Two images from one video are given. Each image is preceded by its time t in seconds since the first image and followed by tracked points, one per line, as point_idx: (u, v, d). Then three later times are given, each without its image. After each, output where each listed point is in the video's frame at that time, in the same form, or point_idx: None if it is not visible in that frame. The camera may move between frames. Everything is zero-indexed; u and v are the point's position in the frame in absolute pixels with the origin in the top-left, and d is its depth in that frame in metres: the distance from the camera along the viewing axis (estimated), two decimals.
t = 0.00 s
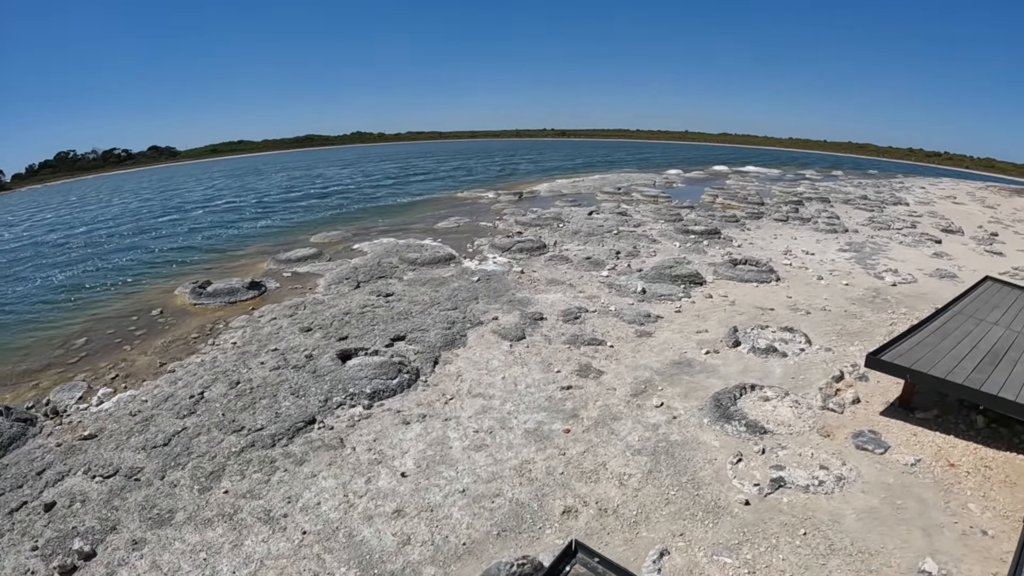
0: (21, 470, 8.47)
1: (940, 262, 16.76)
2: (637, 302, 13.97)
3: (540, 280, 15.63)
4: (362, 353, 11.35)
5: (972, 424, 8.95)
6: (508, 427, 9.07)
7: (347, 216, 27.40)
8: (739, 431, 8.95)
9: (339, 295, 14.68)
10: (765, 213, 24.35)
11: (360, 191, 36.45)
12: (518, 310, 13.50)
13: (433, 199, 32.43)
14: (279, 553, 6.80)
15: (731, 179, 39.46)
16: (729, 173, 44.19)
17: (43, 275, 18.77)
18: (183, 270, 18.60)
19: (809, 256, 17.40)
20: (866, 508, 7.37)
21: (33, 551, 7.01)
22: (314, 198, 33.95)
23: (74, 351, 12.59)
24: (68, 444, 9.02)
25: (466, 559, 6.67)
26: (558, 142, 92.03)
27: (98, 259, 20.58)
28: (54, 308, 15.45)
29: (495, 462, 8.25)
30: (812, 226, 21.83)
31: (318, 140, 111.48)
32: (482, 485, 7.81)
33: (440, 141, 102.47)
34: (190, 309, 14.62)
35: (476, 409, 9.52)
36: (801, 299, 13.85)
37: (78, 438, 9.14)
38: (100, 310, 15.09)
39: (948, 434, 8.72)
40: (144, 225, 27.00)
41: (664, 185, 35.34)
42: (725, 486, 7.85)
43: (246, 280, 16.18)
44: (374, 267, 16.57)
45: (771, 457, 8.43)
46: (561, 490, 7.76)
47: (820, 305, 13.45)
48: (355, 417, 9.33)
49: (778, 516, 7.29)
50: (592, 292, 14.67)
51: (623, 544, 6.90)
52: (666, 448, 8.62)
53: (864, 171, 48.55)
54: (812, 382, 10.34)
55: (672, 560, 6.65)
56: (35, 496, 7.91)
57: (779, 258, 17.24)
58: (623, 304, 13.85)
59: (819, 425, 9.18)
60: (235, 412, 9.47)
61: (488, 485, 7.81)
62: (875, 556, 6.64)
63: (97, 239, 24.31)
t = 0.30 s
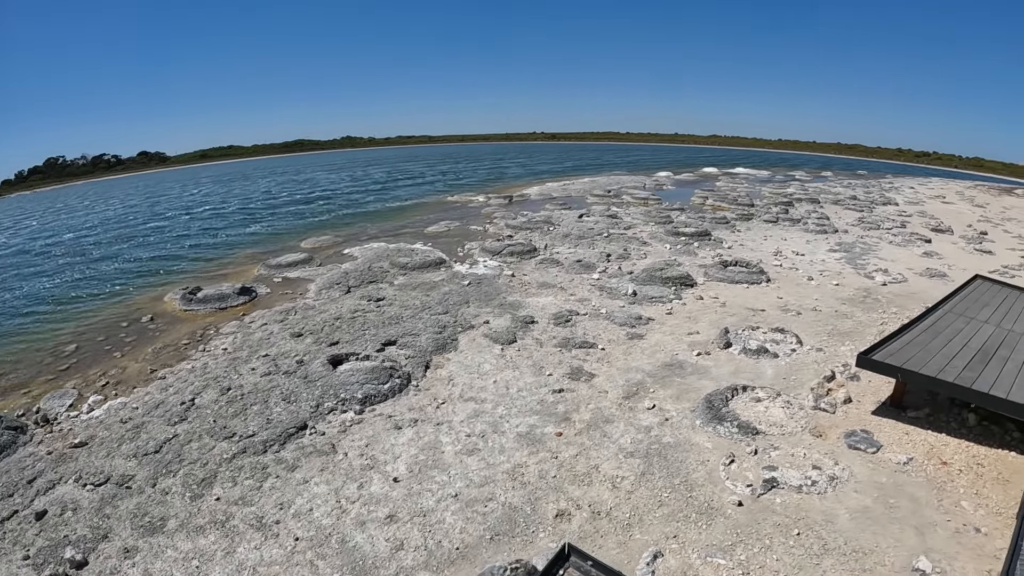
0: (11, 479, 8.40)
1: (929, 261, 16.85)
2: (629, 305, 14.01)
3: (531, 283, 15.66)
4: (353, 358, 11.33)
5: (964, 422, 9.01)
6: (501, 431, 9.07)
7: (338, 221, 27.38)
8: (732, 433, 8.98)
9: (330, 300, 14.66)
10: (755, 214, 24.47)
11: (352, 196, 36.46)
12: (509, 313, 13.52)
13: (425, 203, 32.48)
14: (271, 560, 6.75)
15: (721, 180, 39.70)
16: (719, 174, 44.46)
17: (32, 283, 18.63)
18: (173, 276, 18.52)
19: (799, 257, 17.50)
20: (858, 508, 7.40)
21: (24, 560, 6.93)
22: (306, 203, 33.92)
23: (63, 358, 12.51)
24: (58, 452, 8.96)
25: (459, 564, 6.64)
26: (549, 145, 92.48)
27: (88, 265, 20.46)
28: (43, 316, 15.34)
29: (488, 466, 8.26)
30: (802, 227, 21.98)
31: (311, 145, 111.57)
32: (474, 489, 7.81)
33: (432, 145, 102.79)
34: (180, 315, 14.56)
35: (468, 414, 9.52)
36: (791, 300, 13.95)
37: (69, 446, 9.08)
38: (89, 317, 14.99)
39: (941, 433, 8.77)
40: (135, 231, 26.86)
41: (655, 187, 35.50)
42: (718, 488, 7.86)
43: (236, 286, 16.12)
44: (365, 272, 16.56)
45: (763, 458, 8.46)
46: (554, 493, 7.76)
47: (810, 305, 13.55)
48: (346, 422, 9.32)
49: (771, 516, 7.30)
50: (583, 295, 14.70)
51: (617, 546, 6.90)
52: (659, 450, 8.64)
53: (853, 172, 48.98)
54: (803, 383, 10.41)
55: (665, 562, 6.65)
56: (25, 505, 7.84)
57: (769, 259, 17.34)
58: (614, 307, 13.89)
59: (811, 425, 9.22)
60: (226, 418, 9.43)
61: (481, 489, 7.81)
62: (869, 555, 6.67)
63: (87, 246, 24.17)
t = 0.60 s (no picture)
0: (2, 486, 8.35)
1: (920, 260, 16.95)
2: (621, 306, 14.05)
3: (523, 285, 15.68)
4: (346, 362, 11.32)
5: (957, 419, 9.04)
6: (494, 433, 9.08)
7: (332, 225, 27.36)
8: (725, 433, 9.00)
9: (322, 304, 14.65)
10: (748, 215, 24.55)
11: (346, 200, 36.47)
12: (502, 316, 13.54)
13: (419, 206, 32.51)
14: (265, 565, 6.73)
15: (714, 181, 39.84)
16: (712, 175, 44.62)
17: (25, 289, 18.57)
18: (167, 282, 18.47)
19: (792, 257, 17.56)
20: (852, 506, 7.43)
21: (16, 567, 6.89)
22: (300, 207, 33.90)
23: (54, 365, 12.48)
24: (51, 459, 8.92)
25: (453, 567, 6.64)
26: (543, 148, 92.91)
27: (80, 271, 20.38)
28: (34, 322, 15.28)
29: (481, 469, 8.26)
30: (795, 227, 22.08)
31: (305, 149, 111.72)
32: (468, 492, 7.81)
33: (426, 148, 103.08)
34: (173, 320, 14.54)
35: (461, 416, 9.52)
36: (784, 300, 14.00)
37: (61, 452, 9.04)
38: (80, 323, 14.94)
39: (934, 431, 8.80)
40: (128, 236, 26.78)
41: (648, 189, 35.59)
42: (712, 488, 7.87)
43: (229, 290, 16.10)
44: (358, 276, 16.56)
45: (757, 457, 8.47)
46: (548, 495, 7.76)
47: (803, 305, 13.60)
48: (340, 426, 9.31)
49: (766, 516, 7.31)
50: (576, 297, 14.72)
51: (611, 548, 6.90)
52: (653, 451, 8.65)
53: (846, 172, 49.21)
54: (796, 382, 10.44)
55: (660, 563, 6.66)
56: (18, 512, 7.79)
57: (762, 260, 17.40)
58: (607, 308, 13.93)
59: (804, 424, 9.24)
60: (219, 423, 9.42)
61: (475, 492, 7.81)
62: (864, 553, 6.68)
63: (80, 251, 24.09)
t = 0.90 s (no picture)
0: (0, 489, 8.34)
1: (918, 259, 16.96)
2: (620, 307, 14.06)
3: (522, 287, 15.69)
4: (344, 364, 11.32)
5: (956, 418, 9.05)
6: (492, 435, 9.08)
7: (330, 227, 27.38)
8: (723, 433, 9.01)
9: (321, 306, 14.66)
10: (747, 215, 24.57)
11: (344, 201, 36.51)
12: (500, 317, 13.54)
13: (418, 208, 32.54)
14: (263, 567, 6.73)
15: (712, 181, 39.90)
16: (711, 175, 44.68)
17: (23, 292, 18.56)
18: (165, 284, 18.47)
19: (790, 257, 17.57)
20: (851, 506, 7.42)
21: (14, 570, 6.87)
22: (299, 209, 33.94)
23: (53, 367, 12.48)
24: (49, 462, 8.91)
25: (451, 569, 6.63)
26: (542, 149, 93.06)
27: (79, 274, 20.39)
28: (32, 325, 15.28)
29: (479, 471, 8.26)
30: (793, 226, 22.10)
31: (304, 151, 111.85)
32: (466, 494, 7.80)
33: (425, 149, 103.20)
34: (172, 323, 14.55)
35: (459, 418, 9.52)
36: (782, 300, 14.01)
37: (60, 455, 9.04)
38: (79, 326, 14.94)
39: (933, 431, 8.80)
40: (127, 239, 26.79)
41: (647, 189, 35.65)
42: (711, 488, 7.87)
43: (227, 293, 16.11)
44: (356, 278, 16.56)
45: (756, 458, 8.47)
46: (546, 497, 7.76)
47: (801, 305, 13.61)
48: (338, 428, 9.31)
49: (764, 516, 7.31)
50: (574, 298, 14.74)
51: (609, 549, 6.90)
52: (651, 452, 8.65)
53: (844, 171, 49.22)
54: (794, 382, 10.45)
55: (658, 564, 6.65)
56: (16, 515, 7.78)
57: (760, 260, 17.42)
58: (605, 309, 13.94)
59: (802, 424, 9.24)
60: (217, 426, 9.41)
61: (473, 494, 7.81)
62: (862, 553, 6.68)
63: (78, 254, 24.08)
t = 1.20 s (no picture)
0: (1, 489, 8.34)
1: (919, 259, 16.92)
2: (621, 307, 14.04)
3: (522, 287, 15.68)
4: (345, 364, 11.32)
5: (957, 418, 9.04)
6: (492, 435, 9.07)
7: (331, 227, 27.40)
8: (724, 433, 9.00)
9: (321, 306, 14.67)
10: (748, 215, 24.54)
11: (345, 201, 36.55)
12: (500, 317, 13.53)
13: (419, 208, 32.55)
14: (263, 567, 6.73)
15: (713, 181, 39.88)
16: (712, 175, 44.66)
17: (24, 292, 18.59)
18: (166, 284, 18.50)
19: (792, 257, 17.54)
20: (852, 506, 7.41)
21: (14, 570, 6.88)
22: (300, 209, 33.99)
23: (53, 367, 12.50)
24: (50, 462, 8.92)
25: (451, 570, 6.62)
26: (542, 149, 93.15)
27: (80, 274, 20.42)
28: (33, 325, 15.30)
29: (480, 471, 8.25)
30: (794, 226, 22.07)
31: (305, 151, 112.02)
32: (466, 494, 7.80)
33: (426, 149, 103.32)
34: (173, 323, 14.56)
35: (460, 418, 9.52)
36: (783, 300, 13.99)
37: (60, 455, 9.05)
38: (80, 326, 14.96)
39: (935, 431, 8.77)
40: (128, 239, 26.84)
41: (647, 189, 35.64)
42: (711, 489, 7.86)
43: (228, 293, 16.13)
44: (357, 278, 16.56)
45: (756, 458, 8.45)
46: (546, 497, 7.75)
47: (802, 305, 13.59)
48: (338, 428, 9.31)
49: (765, 517, 7.30)
50: (575, 298, 14.73)
51: (609, 550, 6.89)
52: (651, 452, 8.64)
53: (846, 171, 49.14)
54: (796, 382, 10.43)
55: (658, 565, 6.64)
56: (16, 515, 7.78)
57: (761, 260, 17.40)
58: (606, 309, 13.92)
59: (803, 424, 9.23)
60: (218, 426, 9.42)
61: (473, 494, 7.80)
62: (863, 554, 6.66)
63: (79, 255, 24.12)
